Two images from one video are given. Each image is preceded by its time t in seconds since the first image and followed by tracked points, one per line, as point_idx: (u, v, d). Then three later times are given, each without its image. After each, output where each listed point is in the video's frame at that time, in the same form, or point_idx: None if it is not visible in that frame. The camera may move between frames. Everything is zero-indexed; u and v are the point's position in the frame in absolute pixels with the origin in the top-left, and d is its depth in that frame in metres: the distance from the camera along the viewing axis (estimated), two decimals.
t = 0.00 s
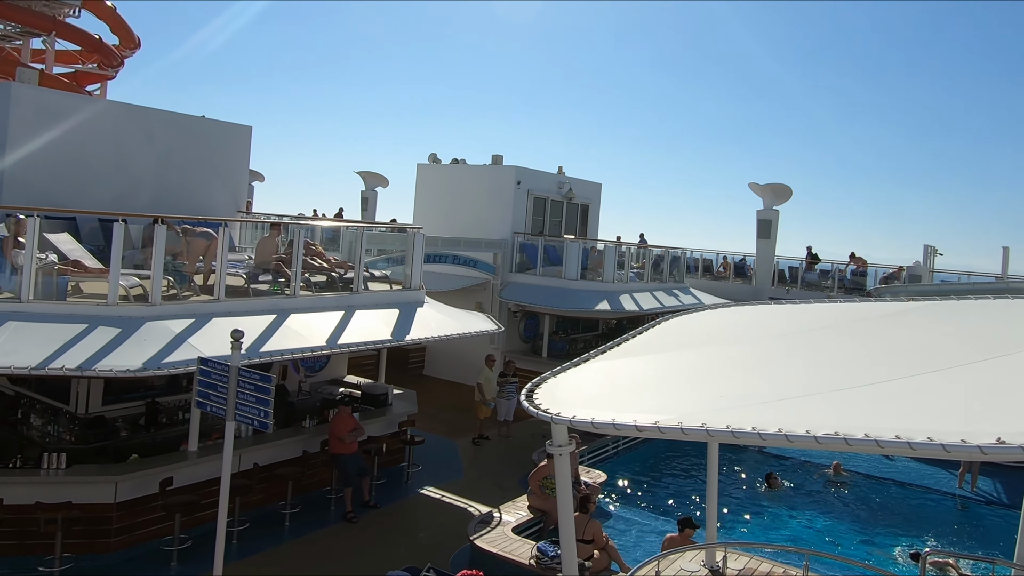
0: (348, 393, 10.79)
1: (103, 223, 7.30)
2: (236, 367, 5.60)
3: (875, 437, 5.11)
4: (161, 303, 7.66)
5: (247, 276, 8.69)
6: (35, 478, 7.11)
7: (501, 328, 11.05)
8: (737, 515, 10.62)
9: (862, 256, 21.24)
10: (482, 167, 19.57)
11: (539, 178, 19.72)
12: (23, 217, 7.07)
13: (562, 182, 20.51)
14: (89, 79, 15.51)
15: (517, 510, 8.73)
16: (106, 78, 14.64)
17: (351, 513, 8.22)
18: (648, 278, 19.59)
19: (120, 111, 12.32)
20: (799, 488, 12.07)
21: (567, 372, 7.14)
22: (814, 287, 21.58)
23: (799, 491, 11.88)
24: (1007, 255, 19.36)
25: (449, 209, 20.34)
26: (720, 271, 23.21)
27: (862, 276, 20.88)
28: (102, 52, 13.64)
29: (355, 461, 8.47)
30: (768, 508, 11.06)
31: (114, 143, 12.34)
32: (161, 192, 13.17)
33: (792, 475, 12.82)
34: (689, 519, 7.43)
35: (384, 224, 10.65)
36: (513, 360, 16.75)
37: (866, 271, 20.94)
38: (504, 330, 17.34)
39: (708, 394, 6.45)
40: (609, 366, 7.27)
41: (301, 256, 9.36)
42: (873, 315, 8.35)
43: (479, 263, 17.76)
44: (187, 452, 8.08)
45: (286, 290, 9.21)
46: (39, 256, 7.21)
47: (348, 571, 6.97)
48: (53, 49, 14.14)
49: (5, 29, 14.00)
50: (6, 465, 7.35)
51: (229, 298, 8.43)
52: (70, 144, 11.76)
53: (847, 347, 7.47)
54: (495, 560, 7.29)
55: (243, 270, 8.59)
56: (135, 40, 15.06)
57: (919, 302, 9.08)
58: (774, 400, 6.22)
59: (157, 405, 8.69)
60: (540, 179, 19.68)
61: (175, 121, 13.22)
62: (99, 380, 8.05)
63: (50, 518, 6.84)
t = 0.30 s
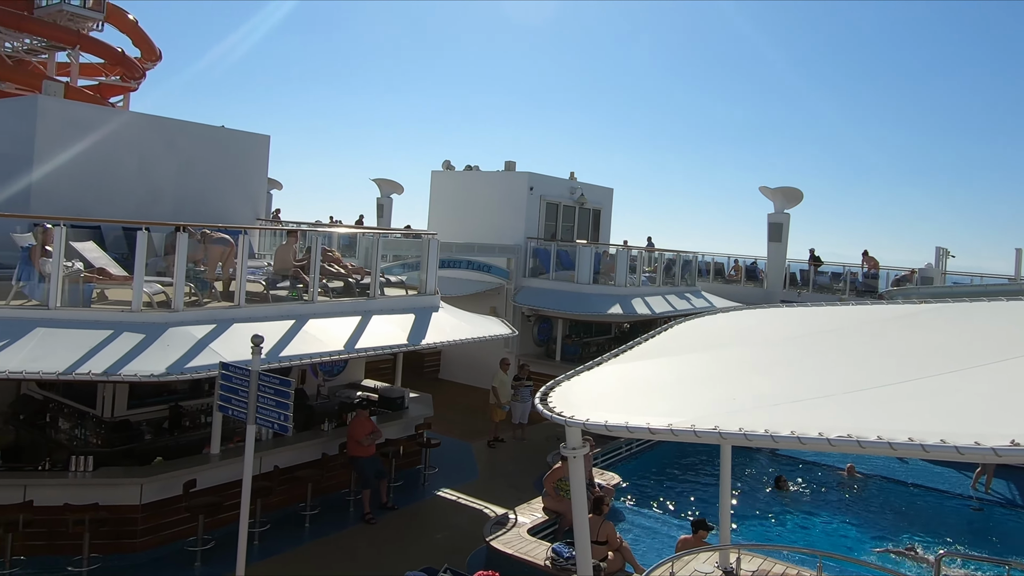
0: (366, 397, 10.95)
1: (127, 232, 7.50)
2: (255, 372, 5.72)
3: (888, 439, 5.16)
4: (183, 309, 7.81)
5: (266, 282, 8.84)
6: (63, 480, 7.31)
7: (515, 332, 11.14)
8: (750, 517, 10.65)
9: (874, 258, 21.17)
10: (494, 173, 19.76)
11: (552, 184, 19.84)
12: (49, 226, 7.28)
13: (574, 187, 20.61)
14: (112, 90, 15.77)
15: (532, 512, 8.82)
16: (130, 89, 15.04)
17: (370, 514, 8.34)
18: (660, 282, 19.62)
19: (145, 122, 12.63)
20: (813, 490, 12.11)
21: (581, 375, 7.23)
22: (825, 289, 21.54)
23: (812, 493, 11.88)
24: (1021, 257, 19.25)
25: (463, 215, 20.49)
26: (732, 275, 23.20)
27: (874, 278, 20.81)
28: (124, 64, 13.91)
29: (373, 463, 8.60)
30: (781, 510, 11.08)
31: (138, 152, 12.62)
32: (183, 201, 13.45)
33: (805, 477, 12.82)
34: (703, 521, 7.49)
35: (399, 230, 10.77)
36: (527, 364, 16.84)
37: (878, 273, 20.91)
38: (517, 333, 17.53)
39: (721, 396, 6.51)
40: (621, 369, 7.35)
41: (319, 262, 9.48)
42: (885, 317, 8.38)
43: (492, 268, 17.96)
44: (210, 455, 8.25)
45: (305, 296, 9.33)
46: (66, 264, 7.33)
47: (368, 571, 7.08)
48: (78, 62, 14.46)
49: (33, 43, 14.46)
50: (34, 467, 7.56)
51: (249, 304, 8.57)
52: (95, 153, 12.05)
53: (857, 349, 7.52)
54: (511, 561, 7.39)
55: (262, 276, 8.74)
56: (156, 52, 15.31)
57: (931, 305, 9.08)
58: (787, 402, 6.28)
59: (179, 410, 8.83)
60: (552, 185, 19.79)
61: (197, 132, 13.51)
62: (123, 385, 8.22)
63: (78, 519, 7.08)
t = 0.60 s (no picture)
0: (376, 402, 11.08)
1: (142, 240, 7.63)
2: (270, 377, 5.82)
3: (895, 443, 5.21)
4: (198, 315, 7.94)
5: (278, 289, 8.97)
6: (80, 484, 7.47)
7: (522, 337, 11.23)
8: (757, 521, 10.70)
9: (880, 263, 21.15)
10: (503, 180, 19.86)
11: (559, 191, 19.96)
12: (67, 235, 7.42)
13: (581, 194, 20.69)
14: (128, 101, 15.97)
15: (541, 516, 8.91)
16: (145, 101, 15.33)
17: (381, 517, 8.42)
18: (667, 287, 19.68)
19: (161, 133, 12.84)
20: (820, 493, 12.14)
21: (589, 380, 7.32)
22: (831, 294, 21.55)
23: (818, 497, 11.91)
24: None
25: (472, 222, 20.59)
26: (737, 280, 23.22)
27: (880, 284, 20.79)
28: (139, 75, 14.11)
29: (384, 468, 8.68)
30: (788, 513, 11.11)
31: (154, 163, 12.82)
32: (197, 210, 13.65)
33: (812, 481, 12.83)
34: (710, 524, 7.54)
35: (408, 237, 10.90)
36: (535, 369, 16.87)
37: (884, 278, 20.92)
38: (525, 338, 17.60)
39: (728, 400, 6.58)
40: (628, 374, 7.44)
41: (330, 269, 9.62)
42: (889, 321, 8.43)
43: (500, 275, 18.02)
44: (224, 459, 8.35)
45: (316, 302, 9.48)
46: (83, 272, 7.44)
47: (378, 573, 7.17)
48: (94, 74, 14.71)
49: (51, 56, 14.77)
50: (53, 472, 7.72)
51: (261, 311, 8.69)
52: (112, 163, 12.24)
53: (864, 354, 7.58)
54: (520, 563, 7.48)
55: (275, 283, 8.88)
56: (170, 63, 15.50)
57: (937, 310, 9.12)
58: (793, 406, 6.34)
59: (194, 415, 8.96)
60: (559, 191, 19.90)
61: (212, 142, 13.73)
62: (140, 391, 8.37)
63: (96, 521, 7.15)
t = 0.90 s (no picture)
0: (381, 406, 11.22)
1: (150, 246, 7.75)
2: (275, 381, 5.88)
3: (894, 447, 5.26)
4: (204, 321, 8.04)
5: (284, 295, 9.03)
6: (86, 486, 7.59)
7: (525, 342, 11.32)
8: (757, 524, 10.75)
9: (879, 268, 21.20)
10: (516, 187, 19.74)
11: (561, 197, 20.07)
12: (77, 241, 7.46)
13: (582, 201, 20.80)
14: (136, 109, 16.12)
15: (543, 519, 8.99)
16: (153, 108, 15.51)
17: (384, 520, 8.47)
18: (668, 292, 19.76)
19: (174, 140, 13.03)
20: (820, 497, 12.19)
21: (591, 384, 7.40)
22: (830, 299, 21.61)
23: (818, 501, 11.96)
24: None
25: (478, 227, 20.58)
26: (737, 285, 23.30)
27: (879, 288, 20.85)
28: (147, 84, 14.27)
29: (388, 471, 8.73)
30: (788, 517, 11.14)
31: (166, 170, 13.00)
32: (207, 216, 13.76)
33: (812, 485, 12.88)
34: (711, 527, 7.62)
35: (412, 243, 11.01)
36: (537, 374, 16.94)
37: (883, 283, 20.99)
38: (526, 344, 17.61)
39: (728, 403, 6.65)
40: (630, 377, 7.52)
41: (335, 274, 9.70)
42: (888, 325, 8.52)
43: (503, 281, 17.99)
44: (230, 462, 8.42)
45: (321, 307, 9.56)
46: (92, 278, 7.55)
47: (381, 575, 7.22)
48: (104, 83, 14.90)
49: (60, 65, 14.96)
50: (62, 473, 7.84)
51: (267, 316, 8.79)
52: (121, 172, 12.40)
53: (863, 357, 7.65)
54: (521, 565, 7.52)
55: (280, 288, 8.97)
56: (178, 73, 15.65)
57: (935, 314, 9.20)
58: (792, 408, 6.41)
59: (202, 418, 9.04)
60: (561, 198, 20.01)
61: (220, 149, 13.82)
62: (149, 396, 8.43)
63: (105, 524, 7.26)
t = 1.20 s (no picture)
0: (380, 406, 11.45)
1: (151, 248, 7.76)
2: (275, 382, 5.94)
3: (887, 446, 5.32)
4: (204, 321, 8.09)
5: (283, 296, 9.09)
6: (90, 485, 7.87)
7: (522, 342, 11.41)
8: (751, 523, 10.84)
9: (874, 268, 21.27)
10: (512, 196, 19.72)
11: (558, 198, 20.21)
12: (78, 242, 7.53)
13: (579, 202, 21.03)
14: (136, 112, 16.12)
15: (540, 517, 9.09)
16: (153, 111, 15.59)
17: (383, 517, 8.59)
18: (664, 293, 19.85)
19: (182, 144, 14.31)
20: (814, 495, 12.28)
21: (587, 383, 7.49)
22: (825, 299, 21.67)
23: (811, 499, 12.06)
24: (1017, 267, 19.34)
25: (473, 232, 20.76)
26: (732, 285, 23.39)
27: (873, 289, 20.93)
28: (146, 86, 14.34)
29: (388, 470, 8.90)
30: (781, 516, 11.22)
31: (179, 174, 14.19)
32: (213, 218, 14.88)
33: (806, 483, 12.97)
34: (706, 524, 7.75)
35: (411, 245, 11.05)
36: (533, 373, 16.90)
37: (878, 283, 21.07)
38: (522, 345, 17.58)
39: (746, 404, 6.65)
40: (626, 376, 7.62)
41: (333, 275, 9.78)
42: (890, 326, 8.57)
43: (500, 282, 18.47)
44: (230, 461, 8.71)
45: (320, 308, 9.63)
46: (93, 278, 7.59)
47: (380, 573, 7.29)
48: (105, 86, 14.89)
49: (61, 68, 15.09)
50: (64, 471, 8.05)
51: (266, 317, 8.87)
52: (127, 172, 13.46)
53: (868, 356, 7.69)
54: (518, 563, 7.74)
55: (279, 289, 9.02)
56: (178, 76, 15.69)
57: (927, 314, 9.29)
58: (791, 407, 6.48)
59: (201, 419, 9.19)
60: (558, 199, 20.17)
61: (220, 153, 14.95)
62: (148, 395, 8.61)
63: (107, 523, 7.67)
